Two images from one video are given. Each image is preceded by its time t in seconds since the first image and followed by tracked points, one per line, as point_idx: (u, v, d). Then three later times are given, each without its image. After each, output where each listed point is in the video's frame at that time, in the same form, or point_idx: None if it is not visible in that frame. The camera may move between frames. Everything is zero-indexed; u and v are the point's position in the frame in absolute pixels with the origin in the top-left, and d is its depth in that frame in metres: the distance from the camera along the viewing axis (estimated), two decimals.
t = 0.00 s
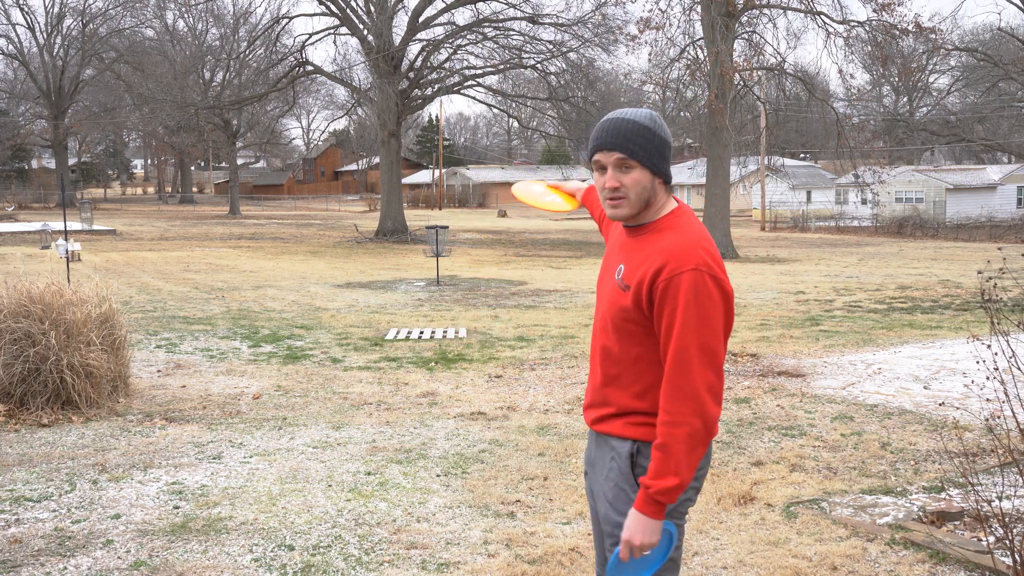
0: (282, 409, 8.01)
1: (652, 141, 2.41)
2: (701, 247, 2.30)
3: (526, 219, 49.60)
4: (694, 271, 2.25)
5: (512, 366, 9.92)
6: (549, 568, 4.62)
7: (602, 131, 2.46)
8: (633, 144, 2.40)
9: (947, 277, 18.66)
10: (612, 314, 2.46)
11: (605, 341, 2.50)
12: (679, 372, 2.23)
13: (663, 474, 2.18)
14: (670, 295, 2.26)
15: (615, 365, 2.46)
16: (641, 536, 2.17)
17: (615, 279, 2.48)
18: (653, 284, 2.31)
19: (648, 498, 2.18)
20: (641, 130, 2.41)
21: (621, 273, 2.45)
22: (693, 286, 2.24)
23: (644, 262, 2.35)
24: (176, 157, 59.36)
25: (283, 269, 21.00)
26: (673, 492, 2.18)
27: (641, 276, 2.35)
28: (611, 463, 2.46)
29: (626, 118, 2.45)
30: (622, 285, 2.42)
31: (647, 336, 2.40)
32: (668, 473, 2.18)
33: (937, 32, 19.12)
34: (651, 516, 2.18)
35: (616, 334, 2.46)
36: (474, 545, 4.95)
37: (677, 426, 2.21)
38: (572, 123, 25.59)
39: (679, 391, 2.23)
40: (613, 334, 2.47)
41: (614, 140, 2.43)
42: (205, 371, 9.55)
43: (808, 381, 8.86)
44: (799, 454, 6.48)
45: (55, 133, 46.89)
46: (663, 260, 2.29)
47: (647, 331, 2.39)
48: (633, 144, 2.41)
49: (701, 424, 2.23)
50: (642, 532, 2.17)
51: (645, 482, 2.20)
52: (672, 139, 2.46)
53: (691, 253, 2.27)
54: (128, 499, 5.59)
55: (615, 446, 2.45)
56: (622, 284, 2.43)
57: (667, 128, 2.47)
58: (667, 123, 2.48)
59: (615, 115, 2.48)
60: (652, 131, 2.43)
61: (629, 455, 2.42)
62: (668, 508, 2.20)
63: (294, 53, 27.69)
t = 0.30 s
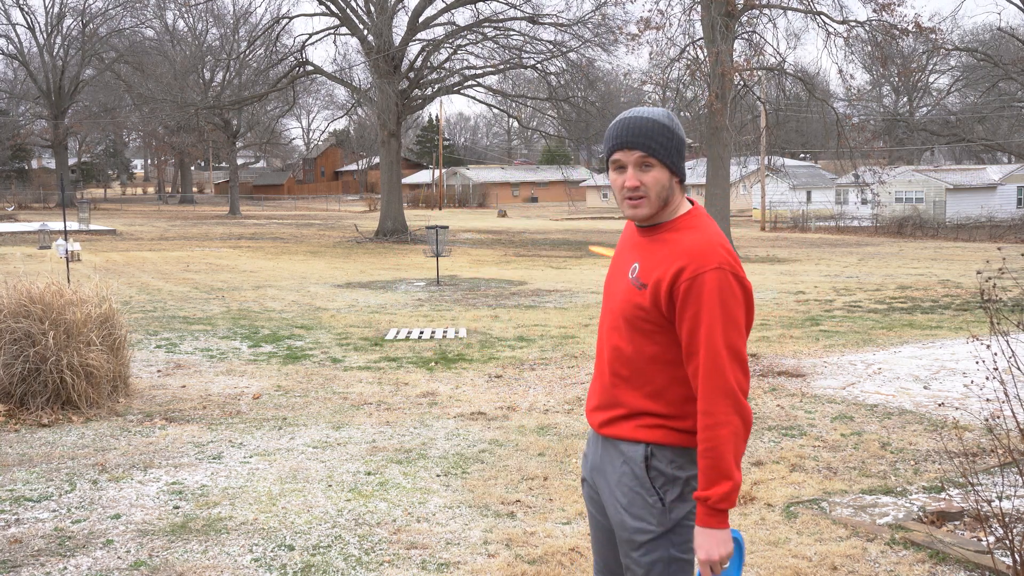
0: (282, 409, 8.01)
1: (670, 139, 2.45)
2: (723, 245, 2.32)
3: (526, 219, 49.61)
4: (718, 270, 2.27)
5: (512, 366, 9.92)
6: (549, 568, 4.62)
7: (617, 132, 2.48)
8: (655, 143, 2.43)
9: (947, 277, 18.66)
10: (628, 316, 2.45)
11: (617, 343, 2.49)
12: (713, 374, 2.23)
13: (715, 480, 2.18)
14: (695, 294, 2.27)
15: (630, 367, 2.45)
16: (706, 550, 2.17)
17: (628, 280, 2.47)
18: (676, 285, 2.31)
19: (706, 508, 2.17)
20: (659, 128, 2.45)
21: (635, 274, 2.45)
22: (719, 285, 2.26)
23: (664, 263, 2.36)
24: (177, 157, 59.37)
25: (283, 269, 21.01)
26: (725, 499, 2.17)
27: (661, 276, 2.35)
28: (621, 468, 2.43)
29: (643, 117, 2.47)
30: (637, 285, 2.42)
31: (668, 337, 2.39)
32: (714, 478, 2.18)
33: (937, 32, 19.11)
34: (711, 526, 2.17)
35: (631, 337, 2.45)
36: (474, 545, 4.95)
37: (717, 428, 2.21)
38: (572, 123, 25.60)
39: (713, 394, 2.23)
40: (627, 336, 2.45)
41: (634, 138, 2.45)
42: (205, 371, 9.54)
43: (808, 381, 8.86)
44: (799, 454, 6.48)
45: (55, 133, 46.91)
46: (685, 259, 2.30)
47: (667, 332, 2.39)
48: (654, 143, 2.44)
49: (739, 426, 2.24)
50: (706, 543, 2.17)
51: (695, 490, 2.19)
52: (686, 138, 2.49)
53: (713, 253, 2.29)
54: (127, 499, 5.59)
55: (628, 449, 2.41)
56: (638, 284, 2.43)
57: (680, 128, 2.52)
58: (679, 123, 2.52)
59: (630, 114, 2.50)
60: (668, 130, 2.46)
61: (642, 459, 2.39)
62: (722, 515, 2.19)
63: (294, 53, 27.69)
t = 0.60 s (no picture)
0: (282, 409, 8.01)
1: (671, 137, 2.45)
2: (728, 244, 2.32)
3: (526, 219, 49.62)
4: (722, 268, 2.26)
5: (512, 366, 9.92)
6: (548, 568, 4.62)
7: (620, 130, 2.49)
8: (658, 141, 2.44)
9: (947, 277, 18.67)
10: (632, 317, 2.45)
11: (622, 345, 2.48)
12: (716, 373, 2.23)
13: (714, 479, 2.18)
14: (699, 293, 2.26)
15: (634, 369, 2.45)
16: (700, 550, 2.17)
17: (633, 280, 2.47)
18: (680, 283, 2.31)
19: (701, 507, 2.18)
20: (661, 126, 2.45)
21: (640, 273, 2.45)
22: (724, 282, 2.26)
23: (669, 262, 2.35)
24: (176, 157, 59.35)
25: (283, 269, 21.02)
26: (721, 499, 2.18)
27: (666, 275, 2.35)
28: (628, 472, 2.43)
29: (647, 115, 2.48)
30: (642, 284, 2.43)
31: (673, 337, 2.39)
32: (712, 477, 2.18)
33: (937, 32, 19.11)
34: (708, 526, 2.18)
35: (635, 337, 2.45)
36: (474, 545, 4.95)
37: (716, 427, 2.21)
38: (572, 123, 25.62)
39: (717, 393, 2.23)
40: (632, 338, 2.46)
41: (637, 137, 2.46)
42: (205, 371, 9.55)
43: (808, 381, 8.86)
44: (799, 454, 6.48)
45: (55, 133, 46.90)
46: (690, 257, 2.30)
47: (672, 332, 2.39)
48: (657, 141, 2.45)
49: (741, 423, 2.24)
50: (699, 544, 2.17)
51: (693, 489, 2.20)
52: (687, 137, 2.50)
53: (718, 250, 2.29)
54: (128, 499, 5.59)
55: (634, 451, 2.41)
56: (643, 283, 2.43)
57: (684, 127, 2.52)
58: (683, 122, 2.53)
59: (633, 112, 2.51)
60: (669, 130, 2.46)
61: (649, 464, 2.39)
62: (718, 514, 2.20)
63: (294, 53, 27.71)
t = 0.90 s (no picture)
0: (282, 409, 8.02)
1: (671, 139, 2.38)
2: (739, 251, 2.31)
3: (526, 219, 49.64)
4: (734, 272, 2.26)
5: (512, 366, 9.92)
6: (548, 568, 4.62)
7: (620, 134, 2.44)
8: (655, 148, 2.38)
9: (947, 277, 18.67)
10: (639, 320, 2.43)
11: (628, 348, 2.47)
12: (722, 378, 2.22)
13: (691, 475, 2.18)
14: (710, 297, 2.25)
15: (639, 371, 2.44)
16: (644, 523, 2.15)
17: (642, 283, 2.45)
18: (692, 286, 2.29)
19: (668, 492, 2.18)
20: (659, 130, 2.38)
21: (648, 275, 2.42)
22: (734, 288, 2.25)
23: (679, 266, 2.33)
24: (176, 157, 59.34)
25: (284, 269, 21.03)
26: (694, 489, 2.18)
27: (676, 277, 2.33)
28: (632, 474, 2.45)
29: (645, 119, 2.41)
30: (652, 286, 2.40)
31: (682, 342, 2.37)
32: (692, 472, 2.19)
33: (937, 31, 19.11)
34: (657, 501, 2.18)
35: (642, 340, 2.44)
36: (474, 545, 4.95)
37: (711, 427, 2.21)
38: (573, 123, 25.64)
39: (721, 397, 2.22)
40: (638, 342, 2.44)
41: (634, 145, 2.40)
42: (205, 371, 9.55)
43: (808, 381, 8.86)
44: (799, 454, 6.48)
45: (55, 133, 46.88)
46: (701, 260, 2.29)
47: (681, 337, 2.37)
48: (655, 148, 2.38)
49: (733, 424, 2.23)
50: (646, 513, 2.17)
51: (662, 472, 2.20)
52: (690, 135, 2.43)
53: (729, 255, 2.28)
54: (128, 499, 5.59)
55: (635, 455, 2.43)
56: (653, 286, 2.40)
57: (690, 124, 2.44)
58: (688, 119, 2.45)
59: (632, 113, 2.45)
60: (667, 137, 2.39)
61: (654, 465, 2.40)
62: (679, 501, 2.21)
63: (294, 53, 27.71)
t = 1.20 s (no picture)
0: (282, 409, 8.01)
1: (730, 133, 2.28)
2: (822, 244, 2.23)
3: (526, 219, 49.59)
4: (822, 269, 2.18)
5: (512, 366, 9.91)
6: (549, 568, 4.62)
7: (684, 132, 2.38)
8: (703, 138, 2.31)
9: (947, 277, 18.66)
10: (710, 321, 2.32)
11: (696, 349, 2.37)
12: (811, 377, 2.13)
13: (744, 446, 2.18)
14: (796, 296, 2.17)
15: (709, 374, 2.35)
16: (659, 443, 2.20)
17: (715, 284, 2.34)
18: (776, 286, 2.20)
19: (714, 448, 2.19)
20: (718, 123, 2.30)
21: (723, 278, 2.31)
22: (822, 286, 2.17)
23: (758, 263, 2.24)
24: (176, 157, 59.33)
25: (284, 269, 21.03)
26: (737, 448, 2.19)
27: (759, 276, 2.23)
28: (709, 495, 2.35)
29: (705, 111, 2.34)
30: (729, 289, 2.29)
31: (760, 342, 2.27)
32: (743, 434, 2.17)
33: (936, 31, 19.11)
34: (683, 431, 2.21)
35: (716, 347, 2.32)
36: (474, 545, 4.95)
37: (785, 417, 2.15)
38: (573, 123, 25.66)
39: (807, 391, 2.14)
40: (705, 345, 2.34)
41: (691, 136, 2.35)
42: (205, 371, 9.55)
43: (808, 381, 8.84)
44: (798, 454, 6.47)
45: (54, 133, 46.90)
46: (787, 257, 2.20)
47: (761, 339, 2.27)
48: (704, 140, 2.31)
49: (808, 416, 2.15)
50: (666, 435, 2.21)
51: (704, 417, 2.21)
52: (765, 129, 2.30)
53: (816, 253, 2.19)
54: (128, 499, 5.59)
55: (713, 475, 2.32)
56: (731, 289, 2.29)
57: (766, 119, 2.32)
58: (766, 109, 2.33)
59: (697, 105, 2.38)
60: (725, 134, 2.29)
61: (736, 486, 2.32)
62: (710, 450, 2.22)
63: (294, 53, 27.69)
